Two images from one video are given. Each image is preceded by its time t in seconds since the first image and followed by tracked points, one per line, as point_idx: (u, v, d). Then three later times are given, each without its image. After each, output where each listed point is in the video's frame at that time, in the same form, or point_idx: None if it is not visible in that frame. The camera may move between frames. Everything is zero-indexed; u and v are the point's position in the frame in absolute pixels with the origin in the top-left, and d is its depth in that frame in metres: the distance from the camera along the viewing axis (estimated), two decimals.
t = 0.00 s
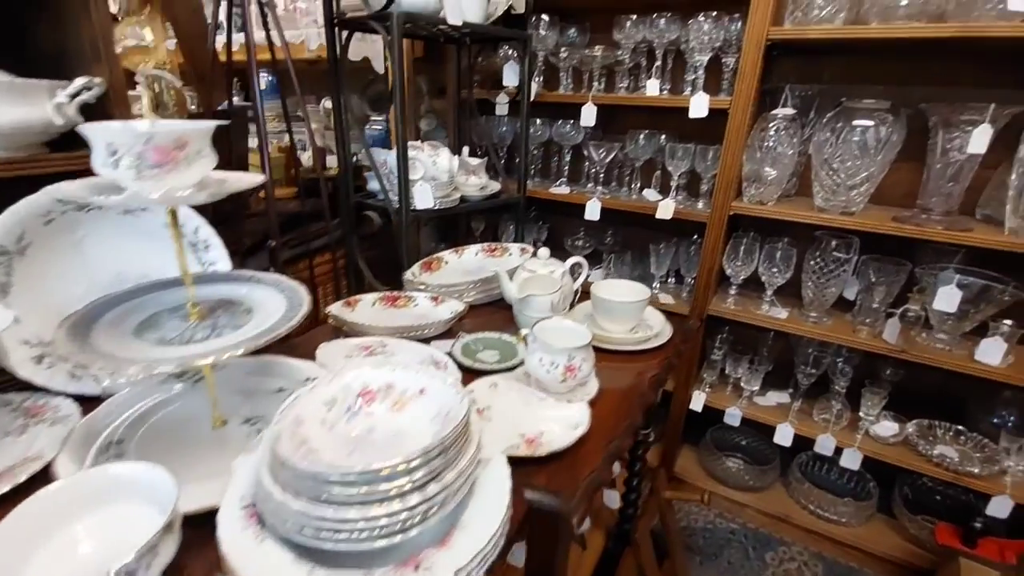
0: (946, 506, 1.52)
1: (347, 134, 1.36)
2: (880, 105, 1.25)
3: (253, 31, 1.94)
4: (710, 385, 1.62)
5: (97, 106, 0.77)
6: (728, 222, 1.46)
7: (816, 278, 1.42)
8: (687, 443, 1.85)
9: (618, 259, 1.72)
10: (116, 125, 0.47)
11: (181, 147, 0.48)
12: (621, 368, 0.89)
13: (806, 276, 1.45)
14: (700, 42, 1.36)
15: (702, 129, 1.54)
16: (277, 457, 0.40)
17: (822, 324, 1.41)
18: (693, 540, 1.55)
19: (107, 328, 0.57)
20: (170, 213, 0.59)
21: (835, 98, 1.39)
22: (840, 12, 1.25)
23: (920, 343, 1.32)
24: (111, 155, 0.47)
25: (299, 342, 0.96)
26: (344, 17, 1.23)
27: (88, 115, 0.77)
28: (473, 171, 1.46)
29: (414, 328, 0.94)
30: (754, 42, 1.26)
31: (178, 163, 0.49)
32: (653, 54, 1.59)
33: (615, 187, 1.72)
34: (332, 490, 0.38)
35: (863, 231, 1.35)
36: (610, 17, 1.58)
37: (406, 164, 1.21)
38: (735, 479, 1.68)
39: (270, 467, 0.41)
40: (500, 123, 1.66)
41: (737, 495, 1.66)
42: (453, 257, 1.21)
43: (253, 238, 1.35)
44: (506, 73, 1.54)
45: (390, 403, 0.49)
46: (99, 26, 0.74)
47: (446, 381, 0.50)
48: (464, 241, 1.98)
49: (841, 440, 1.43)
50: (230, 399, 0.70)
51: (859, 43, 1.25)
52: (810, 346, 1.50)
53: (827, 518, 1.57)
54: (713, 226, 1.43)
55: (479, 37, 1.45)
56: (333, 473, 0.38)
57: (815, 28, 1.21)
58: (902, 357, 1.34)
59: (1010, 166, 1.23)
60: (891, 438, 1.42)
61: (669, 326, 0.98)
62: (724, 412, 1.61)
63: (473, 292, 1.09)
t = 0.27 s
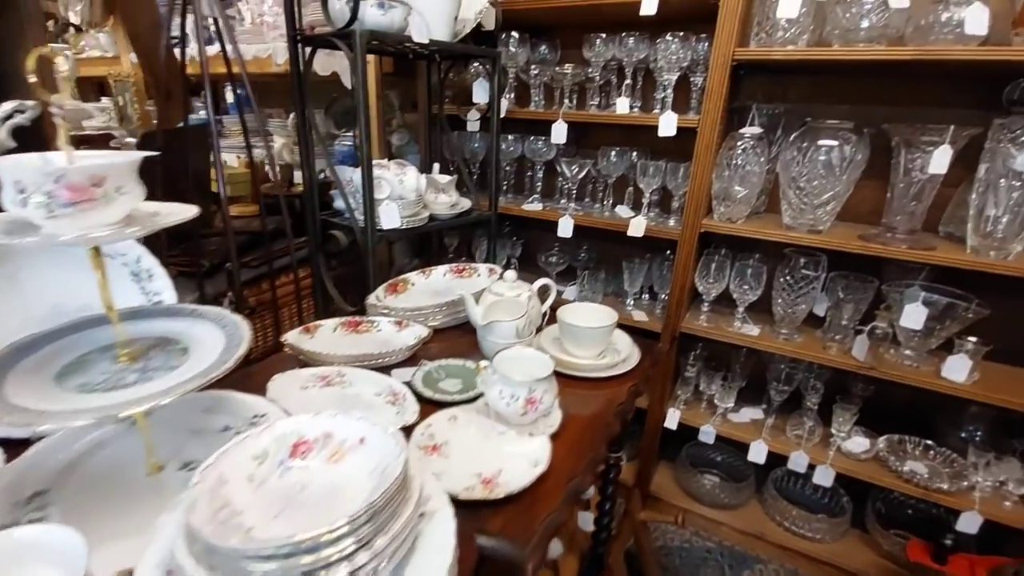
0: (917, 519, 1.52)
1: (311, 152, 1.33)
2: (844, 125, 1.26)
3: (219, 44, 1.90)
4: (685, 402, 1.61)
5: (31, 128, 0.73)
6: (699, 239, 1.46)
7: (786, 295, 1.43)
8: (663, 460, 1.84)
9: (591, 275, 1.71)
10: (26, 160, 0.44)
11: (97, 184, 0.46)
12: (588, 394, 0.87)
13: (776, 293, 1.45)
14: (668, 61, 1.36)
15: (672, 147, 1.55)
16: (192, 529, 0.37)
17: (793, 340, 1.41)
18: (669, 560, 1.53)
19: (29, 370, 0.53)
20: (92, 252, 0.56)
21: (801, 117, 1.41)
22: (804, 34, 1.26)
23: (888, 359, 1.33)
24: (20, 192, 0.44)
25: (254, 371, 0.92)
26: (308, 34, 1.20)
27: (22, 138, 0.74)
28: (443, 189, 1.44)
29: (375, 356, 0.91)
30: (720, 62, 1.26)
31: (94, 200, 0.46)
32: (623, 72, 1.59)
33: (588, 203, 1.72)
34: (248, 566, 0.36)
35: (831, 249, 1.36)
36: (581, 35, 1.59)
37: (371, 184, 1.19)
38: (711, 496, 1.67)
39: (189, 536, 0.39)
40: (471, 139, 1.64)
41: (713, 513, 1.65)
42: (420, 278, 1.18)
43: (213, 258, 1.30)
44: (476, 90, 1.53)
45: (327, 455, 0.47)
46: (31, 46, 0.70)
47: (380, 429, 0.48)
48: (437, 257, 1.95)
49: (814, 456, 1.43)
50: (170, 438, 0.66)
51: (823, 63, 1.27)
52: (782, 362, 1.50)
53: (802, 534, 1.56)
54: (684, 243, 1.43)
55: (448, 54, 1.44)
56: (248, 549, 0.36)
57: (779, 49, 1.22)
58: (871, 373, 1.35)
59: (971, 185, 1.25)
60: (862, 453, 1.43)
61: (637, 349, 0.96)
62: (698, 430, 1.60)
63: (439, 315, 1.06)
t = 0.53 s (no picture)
0: (913, 535, 1.49)
1: (289, 161, 1.29)
2: (836, 134, 1.24)
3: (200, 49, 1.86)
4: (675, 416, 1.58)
5: None
6: (689, 250, 1.43)
7: (777, 307, 1.40)
8: (655, 473, 1.80)
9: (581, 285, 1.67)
10: None
11: (17, 211, 0.42)
12: (571, 418, 0.83)
13: (768, 305, 1.42)
14: (656, 68, 1.33)
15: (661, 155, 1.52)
16: None
17: (785, 353, 1.38)
18: None
19: None
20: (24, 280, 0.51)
21: (792, 126, 1.38)
22: (794, 42, 1.22)
23: (881, 374, 1.30)
24: None
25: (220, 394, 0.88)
26: (283, 40, 1.16)
27: None
28: (426, 199, 1.40)
29: (348, 379, 0.87)
30: (709, 70, 1.23)
31: (15, 229, 0.42)
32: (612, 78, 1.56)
33: (576, 212, 1.68)
34: None
35: (823, 260, 1.33)
36: (568, 41, 1.55)
37: (349, 195, 1.15)
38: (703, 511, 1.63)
39: None
40: (457, 147, 1.61)
41: (705, 528, 1.61)
42: (400, 293, 1.15)
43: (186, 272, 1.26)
44: (461, 97, 1.50)
45: (273, 502, 0.47)
46: None
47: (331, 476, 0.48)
48: (424, 267, 1.91)
49: (807, 471, 1.39)
50: (112, 477, 0.63)
51: (814, 71, 1.24)
52: (774, 375, 1.47)
53: (795, 551, 1.52)
54: (673, 254, 1.40)
55: (431, 60, 1.40)
56: None
57: (769, 57, 1.19)
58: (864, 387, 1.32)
59: (964, 196, 1.22)
60: (856, 468, 1.40)
61: (623, 369, 0.93)
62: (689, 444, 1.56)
63: (418, 333, 1.02)
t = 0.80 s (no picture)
0: (926, 553, 1.43)
1: (276, 163, 1.24)
2: (847, 136, 1.18)
3: (189, 48, 1.80)
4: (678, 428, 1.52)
5: None
6: (693, 256, 1.38)
7: (784, 316, 1.34)
8: (656, 486, 1.75)
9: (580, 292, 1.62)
10: None
11: None
12: (568, 438, 0.78)
13: (775, 314, 1.36)
14: (658, 67, 1.28)
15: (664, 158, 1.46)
16: None
17: (792, 364, 1.33)
18: None
19: None
20: None
21: (800, 128, 1.33)
22: (804, 39, 1.16)
23: (893, 387, 1.24)
24: None
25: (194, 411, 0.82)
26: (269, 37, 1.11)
27: None
28: (419, 202, 1.35)
29: (331, 395, 0.81)
30: (714, 70, 1.18)
31: None
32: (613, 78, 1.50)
33: (576, 216, 1.63)
34: None
35: (833, 268, 1.27)
36: (567, 40, 1.50)
37: (337, 199, 1.09)
38: (707, 527, 1.57)
39: None
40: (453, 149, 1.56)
41: (709, 545, 1.55)
42: (389, 302, 1.09)
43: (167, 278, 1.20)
44: (455, 97, 1.44)
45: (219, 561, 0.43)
46: None
47: (288, 527, 0.44)
48: (420, 272, 1.86)
49: (815, 487, 1.34)
50: (64, 507, 0.57)
51: (824, 70, 1.19)
52: (781, 387, 1.41)
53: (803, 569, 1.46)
54: (676, 261, 1.34)
55: (425, 59, 1.35)
56: None
57: (777, 55, 1.14)
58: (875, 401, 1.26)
59: (981, 202, 1.17)
60: (867, 484, 1.34)
61: (624, 386, 0.87)
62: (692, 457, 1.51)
63: (407, 344, 0.97)
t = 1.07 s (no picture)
0: None
1: (255, 169, 1.17)
2: (858, 142, 1.12)
3: (172, 49, 1.74)
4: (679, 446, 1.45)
5: None
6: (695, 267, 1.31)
7: (792, 331, 1.28)
8: (656, 505, 1.68)
9: (577, 303, 1.55)
10: None
11: None
12: (561, 473, 0.71)
13: (781, 329, 1.30)
14: (658, 70, 1.21)
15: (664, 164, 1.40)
16: None
17: (799, 382, 1.26)
18: None
19: None
20: None
21: (807, 134, 1.28)
22: (813, 40, 1.10)
23: (906, 406, 1.18)
24: None
25: (152, 442, 0.75)
26: (246, 36, 1.04)
27: None
28: (407, 211, 1.28)
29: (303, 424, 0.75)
30: (717, 72, 1.12)
31: None
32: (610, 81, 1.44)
33: (572, 225, 1.56)
34: None
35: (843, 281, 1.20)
36: (563, 41, 1.44)
37: (317, 207, 1.03)
38: (709, 550, 1.50)
39: None
40: (444, 154, 1.49)
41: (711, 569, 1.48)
42: (372, 318, 1.02)
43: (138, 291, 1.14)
44: (446, 100, 1.38)
45: None
46: None
47: None
48: (411, 281, 1.79)
49: (823, 511, 1.27)
50: None
51: (834, 73, 1.12)
52: (787, 404, 1.34)
53: None
54: (678, 273, 1.28)
55: (414, 60, 1.29)
56: None
57: (786, 56, 1.08)
58: (888, 421, 1.20)
59: (999, 212, 1.11)
60: (877, 508, 1.27)
61: (621, 414, 0.81)
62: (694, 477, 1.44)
63: (390, 366, 0.90)
